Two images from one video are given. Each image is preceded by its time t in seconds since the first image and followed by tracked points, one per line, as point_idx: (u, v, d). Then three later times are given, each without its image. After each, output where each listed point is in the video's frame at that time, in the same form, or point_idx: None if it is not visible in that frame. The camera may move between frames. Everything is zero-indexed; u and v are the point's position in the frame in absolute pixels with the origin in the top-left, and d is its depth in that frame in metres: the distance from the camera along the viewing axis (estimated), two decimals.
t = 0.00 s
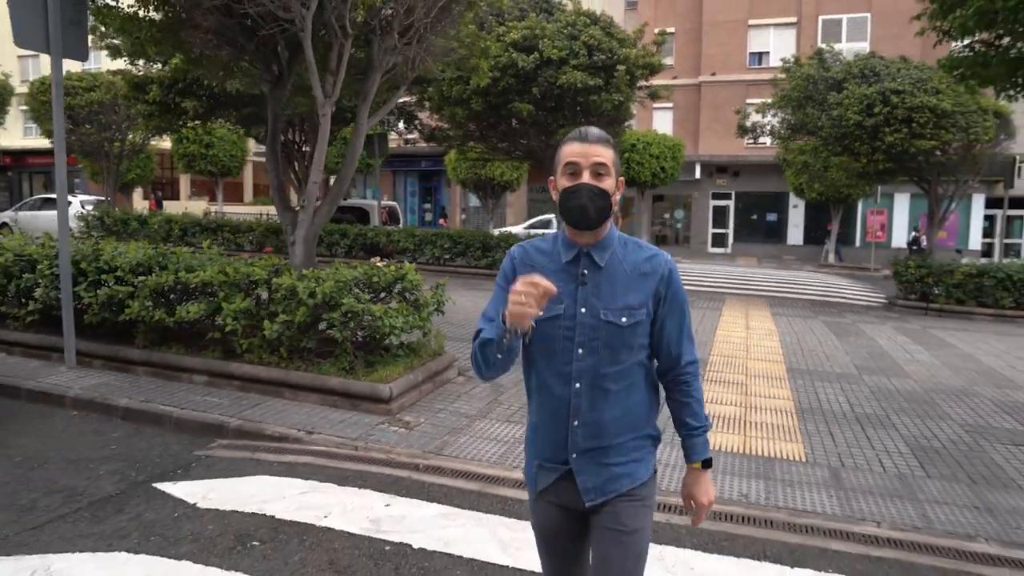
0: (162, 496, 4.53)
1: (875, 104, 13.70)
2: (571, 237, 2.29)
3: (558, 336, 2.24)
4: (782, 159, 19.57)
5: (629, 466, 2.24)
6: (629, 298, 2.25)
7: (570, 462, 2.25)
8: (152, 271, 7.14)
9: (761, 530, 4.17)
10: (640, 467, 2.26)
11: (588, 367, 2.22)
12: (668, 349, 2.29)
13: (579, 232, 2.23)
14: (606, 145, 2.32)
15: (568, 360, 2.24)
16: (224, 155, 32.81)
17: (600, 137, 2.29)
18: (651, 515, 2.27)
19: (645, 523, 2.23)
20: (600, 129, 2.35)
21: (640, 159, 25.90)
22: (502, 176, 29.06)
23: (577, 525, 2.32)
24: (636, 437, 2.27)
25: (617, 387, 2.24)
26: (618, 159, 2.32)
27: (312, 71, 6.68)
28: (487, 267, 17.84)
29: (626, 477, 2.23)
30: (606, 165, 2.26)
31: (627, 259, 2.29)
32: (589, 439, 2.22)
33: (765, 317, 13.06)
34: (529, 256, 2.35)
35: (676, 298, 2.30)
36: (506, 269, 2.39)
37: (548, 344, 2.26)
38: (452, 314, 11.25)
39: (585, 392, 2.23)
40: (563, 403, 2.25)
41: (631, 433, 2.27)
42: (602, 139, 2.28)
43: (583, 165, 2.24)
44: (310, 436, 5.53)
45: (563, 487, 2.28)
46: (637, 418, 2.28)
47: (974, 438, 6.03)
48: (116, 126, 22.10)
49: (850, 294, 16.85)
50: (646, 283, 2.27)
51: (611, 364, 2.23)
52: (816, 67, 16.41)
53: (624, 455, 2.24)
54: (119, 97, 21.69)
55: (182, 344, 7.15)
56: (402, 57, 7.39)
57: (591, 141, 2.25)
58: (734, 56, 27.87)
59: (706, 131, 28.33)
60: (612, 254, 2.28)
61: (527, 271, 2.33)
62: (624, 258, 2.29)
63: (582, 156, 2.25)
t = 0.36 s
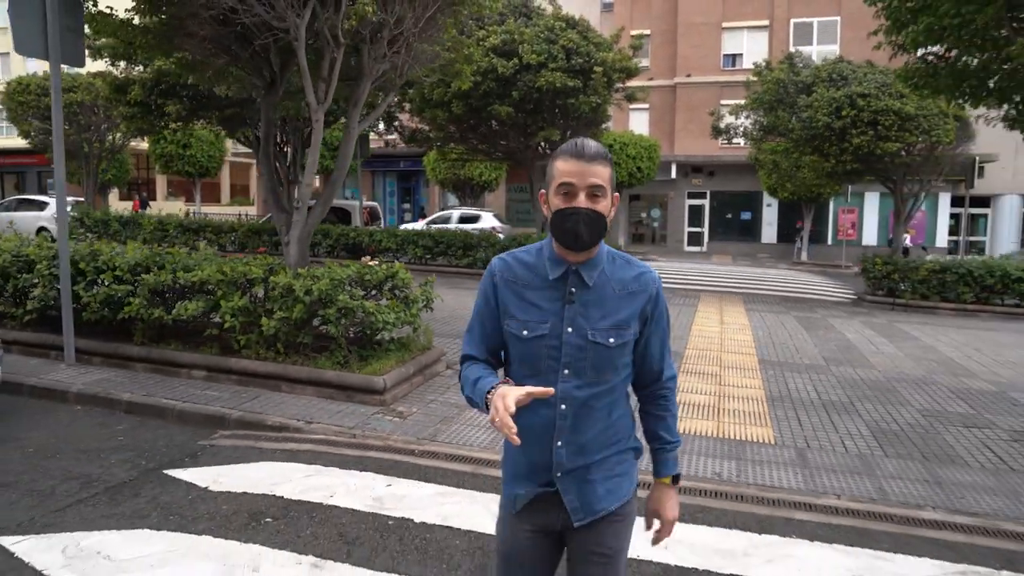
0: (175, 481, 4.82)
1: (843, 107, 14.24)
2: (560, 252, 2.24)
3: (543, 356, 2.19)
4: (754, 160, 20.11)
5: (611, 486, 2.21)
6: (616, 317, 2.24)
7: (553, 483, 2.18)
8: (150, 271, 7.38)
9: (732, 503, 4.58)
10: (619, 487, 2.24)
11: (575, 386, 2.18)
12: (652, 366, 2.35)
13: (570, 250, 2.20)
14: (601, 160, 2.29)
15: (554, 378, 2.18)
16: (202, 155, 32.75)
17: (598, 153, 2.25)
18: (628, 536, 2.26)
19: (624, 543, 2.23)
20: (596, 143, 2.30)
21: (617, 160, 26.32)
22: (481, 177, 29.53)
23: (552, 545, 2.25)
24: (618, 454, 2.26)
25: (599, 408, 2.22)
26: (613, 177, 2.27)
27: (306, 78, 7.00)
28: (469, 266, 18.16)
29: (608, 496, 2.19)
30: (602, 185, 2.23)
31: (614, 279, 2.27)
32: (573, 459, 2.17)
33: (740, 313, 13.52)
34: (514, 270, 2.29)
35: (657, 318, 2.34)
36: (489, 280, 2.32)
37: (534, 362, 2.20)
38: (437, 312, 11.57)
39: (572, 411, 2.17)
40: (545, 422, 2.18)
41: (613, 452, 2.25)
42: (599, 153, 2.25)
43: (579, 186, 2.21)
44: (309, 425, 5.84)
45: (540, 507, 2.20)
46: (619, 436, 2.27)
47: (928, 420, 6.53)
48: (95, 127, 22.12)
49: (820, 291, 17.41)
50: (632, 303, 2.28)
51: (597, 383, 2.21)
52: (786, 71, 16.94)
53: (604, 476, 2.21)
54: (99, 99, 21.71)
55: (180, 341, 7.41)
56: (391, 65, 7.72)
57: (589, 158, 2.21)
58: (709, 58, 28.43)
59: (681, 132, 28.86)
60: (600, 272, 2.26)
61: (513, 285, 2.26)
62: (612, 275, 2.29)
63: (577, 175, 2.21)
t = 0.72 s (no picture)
0: (186, 466, 5.14)
1: (818, 111, 14.73)
2: (519, 252, 2.14)
3: (507, 359, 2.11)
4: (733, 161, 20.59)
5: (578, 490, 2.15)
6: (578, 314, 2.12)
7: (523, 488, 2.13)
8: (151, 269, 7.67)
9: (705, 482, 4.98)
10: (588, 489, 2.17)
11: (538, 391, 2.09)
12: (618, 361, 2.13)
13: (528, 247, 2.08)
14: (558, 157, 2.24)
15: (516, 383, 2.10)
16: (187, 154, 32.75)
17: (554, 151, 2.20)
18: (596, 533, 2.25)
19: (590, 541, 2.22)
20: (550, 141, 2.21)
21: (599, 160, 26.75)
22: (466, 177, 29.59)
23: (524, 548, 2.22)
24: (586, 457, 2.17)
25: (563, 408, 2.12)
26: (569, 176, 2.24)
27: (303, 84, 7.34)
28: (455, 265, 18.50)
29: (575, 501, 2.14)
30: (560, 181, 2.18)
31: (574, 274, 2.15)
32: (542, 462, 2.11)
33: (718, 310, 13.96)
34: (475, 274, 2.21)
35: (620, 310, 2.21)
36: (451, 286, 2.25)
37: (498, 366, 2.13)
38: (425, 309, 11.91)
39: (536, 416, 2.09)
40: (511, 425, 2.12)
41: (579, 453, 2.17)
42: (553, 151, 2.19)
43: (539, 184, 2.16)
44: (309, 415, 6.18)
45: (510, 513, 2.16)
46: (585, 439, 2.17)
47: (890, 408, 6.99)
48: (82, 126, 22.19)
49: (797, 289, 17.93)
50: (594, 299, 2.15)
51: (561, 386, 2.10)
52: (763, 76, 17.41)
53: (572, 479, 2.15)
54: (84, 98, 21.77)
55: (181, 337, 7.71)
56: (382, 71, 8.06)
57: (544, 155, 2.15)
58: (689, 60, 28.91)
59: (662, 133, 29.33)
60: (561, 270, 2.15)
61: (472, 289, 2.19)
62: (575, 274, 2.17)
63: (534, 173, 2.16)
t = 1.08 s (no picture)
0: (205, 450, 5.49)
1: (799, 114, 15.25)
2: (481, 235, 2.15)
3: (470, 339, 2.09)
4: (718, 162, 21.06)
5: (543, 470, 2.07)
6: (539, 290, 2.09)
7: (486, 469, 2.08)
8: (161, 267, 8.00)
9: (688, 461, 5.41)
10: (555, 471, 2.09)
11: (500, 367, 2.06)
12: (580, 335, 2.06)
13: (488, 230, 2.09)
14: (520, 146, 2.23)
15: (479, 362, 2.08)
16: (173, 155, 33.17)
17: (515, 139, 2.20)
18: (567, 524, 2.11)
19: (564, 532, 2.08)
20: (509, 126, 2.20)
21: (587, 161, 27.20)
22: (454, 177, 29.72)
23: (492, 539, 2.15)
24: (550, 438, 2.11)
25: (525, 388, 2.09)
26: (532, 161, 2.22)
27: (308, 91, 7.71)
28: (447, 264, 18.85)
29: (541, 481, 2.06)
30: (523, 165, 2.18)
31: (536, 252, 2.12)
32: (503, 441, 2.06)
33: (704, 307, 14.40)
34: (440, 262, 2.22)
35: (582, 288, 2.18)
36: (415, 275, 2.28)
37: (461, 347, 2.11)
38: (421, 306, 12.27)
39: (498, 393, 2.06)
40: (476, 406, 2.09)
41: (544, 434, 2.11)
42: (515, 139, 2.17)
43: (502, 168, 2.14)
44: (318, 404, 6.55)
45: (475, 499, 2.10)
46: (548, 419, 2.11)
47: (863, 396, 7.44)
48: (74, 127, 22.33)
49: (780, 287, 18.43)
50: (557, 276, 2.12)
51: (523, 362, 2.07)
52: (747, 80, 17.90)
53: (538, 459, 2.07)
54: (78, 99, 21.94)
55: (190, 332, 8.05)
56: (382, 77, 8.43)
57: (507, 141, 2.14)
58: (675, 62, 29.41)
59: (649, 134, 29.82)
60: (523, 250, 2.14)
61: (435, 275, 2.20)
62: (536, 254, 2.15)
63: (499, 158, 2.14)
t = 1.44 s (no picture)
0: (228, 438, 5.84)
1: (790, 117, 15.67)
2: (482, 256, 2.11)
3: (468, 359, 2.07)
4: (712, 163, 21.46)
5: (535, 494, 2.06)
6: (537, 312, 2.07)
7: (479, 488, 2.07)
8: (177, 266, 8.33)
9: (682, 446, 5.79)
10: (548, 495, 2.08)
11: (495, 388, 2.05)
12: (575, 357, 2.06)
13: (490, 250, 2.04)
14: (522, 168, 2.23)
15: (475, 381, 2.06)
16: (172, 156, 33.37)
17: (519, 160, 2.19)
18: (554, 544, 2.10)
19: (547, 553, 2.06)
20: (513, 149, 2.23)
21: (583, 162, 27.56)
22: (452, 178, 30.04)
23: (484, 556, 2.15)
24: (544, 460, 2.10)
25: (519, 409, 2.08)
26: (533, 182, 2.23)
27: (319, 98, 8.08)
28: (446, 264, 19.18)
29: (532, 505, 2.04)
30: (523, 190, 2.18)
31: (534, 274, 2.10)
32: (496, 462, 2.05)
33: (698, 305, 14.77)
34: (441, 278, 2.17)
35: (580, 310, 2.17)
36: (413, 289, 2.22)
37: (459, 366, 2.08)
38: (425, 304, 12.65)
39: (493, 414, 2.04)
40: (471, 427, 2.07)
41: (540, 456, 2.10)
42: (519, 162, 2.18)
43: (502, 194, 2.16)
44: (331, 396, 6.90)
45: (468, 517, 2.10)
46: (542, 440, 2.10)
47: (848, 388, 7.83)
48: (76, 129, 22.57)
49: (772, 286, 18.83)
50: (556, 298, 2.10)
51: (518, 384, 2.05)
52: (740, 83, 18.29)
53: (530, 482, 2.06)
54: (80, 102, 22.19)
55: (205, 329, 8.39)
56: (389, 84, 8.80)
57: (509, 165, 2.16)
58: (670, 64, 29.81)
59: (644, 134, 30.22)
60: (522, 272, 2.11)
61: (435, 292, 2.15)
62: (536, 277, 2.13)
63: (501, 183, 2.15)
